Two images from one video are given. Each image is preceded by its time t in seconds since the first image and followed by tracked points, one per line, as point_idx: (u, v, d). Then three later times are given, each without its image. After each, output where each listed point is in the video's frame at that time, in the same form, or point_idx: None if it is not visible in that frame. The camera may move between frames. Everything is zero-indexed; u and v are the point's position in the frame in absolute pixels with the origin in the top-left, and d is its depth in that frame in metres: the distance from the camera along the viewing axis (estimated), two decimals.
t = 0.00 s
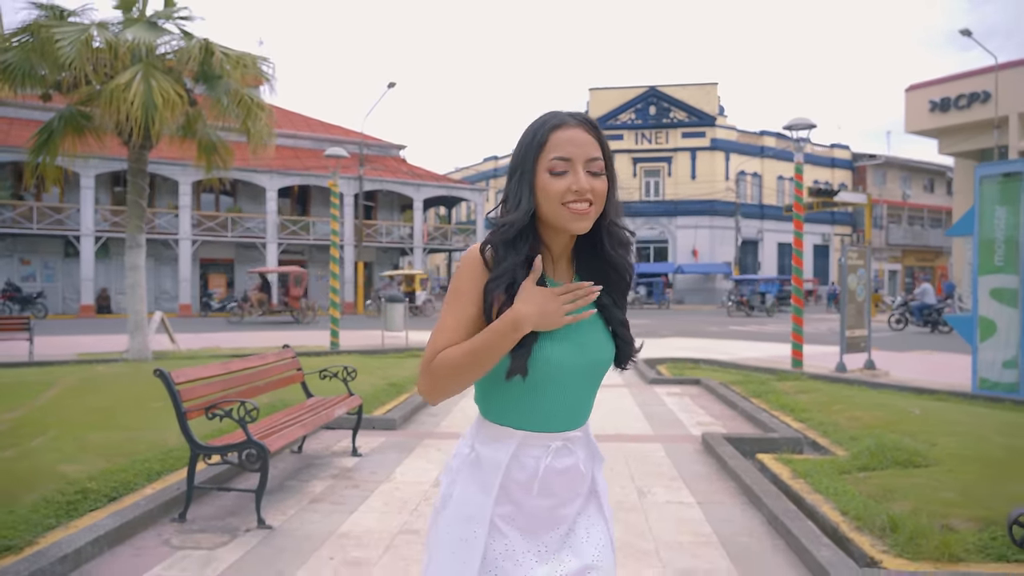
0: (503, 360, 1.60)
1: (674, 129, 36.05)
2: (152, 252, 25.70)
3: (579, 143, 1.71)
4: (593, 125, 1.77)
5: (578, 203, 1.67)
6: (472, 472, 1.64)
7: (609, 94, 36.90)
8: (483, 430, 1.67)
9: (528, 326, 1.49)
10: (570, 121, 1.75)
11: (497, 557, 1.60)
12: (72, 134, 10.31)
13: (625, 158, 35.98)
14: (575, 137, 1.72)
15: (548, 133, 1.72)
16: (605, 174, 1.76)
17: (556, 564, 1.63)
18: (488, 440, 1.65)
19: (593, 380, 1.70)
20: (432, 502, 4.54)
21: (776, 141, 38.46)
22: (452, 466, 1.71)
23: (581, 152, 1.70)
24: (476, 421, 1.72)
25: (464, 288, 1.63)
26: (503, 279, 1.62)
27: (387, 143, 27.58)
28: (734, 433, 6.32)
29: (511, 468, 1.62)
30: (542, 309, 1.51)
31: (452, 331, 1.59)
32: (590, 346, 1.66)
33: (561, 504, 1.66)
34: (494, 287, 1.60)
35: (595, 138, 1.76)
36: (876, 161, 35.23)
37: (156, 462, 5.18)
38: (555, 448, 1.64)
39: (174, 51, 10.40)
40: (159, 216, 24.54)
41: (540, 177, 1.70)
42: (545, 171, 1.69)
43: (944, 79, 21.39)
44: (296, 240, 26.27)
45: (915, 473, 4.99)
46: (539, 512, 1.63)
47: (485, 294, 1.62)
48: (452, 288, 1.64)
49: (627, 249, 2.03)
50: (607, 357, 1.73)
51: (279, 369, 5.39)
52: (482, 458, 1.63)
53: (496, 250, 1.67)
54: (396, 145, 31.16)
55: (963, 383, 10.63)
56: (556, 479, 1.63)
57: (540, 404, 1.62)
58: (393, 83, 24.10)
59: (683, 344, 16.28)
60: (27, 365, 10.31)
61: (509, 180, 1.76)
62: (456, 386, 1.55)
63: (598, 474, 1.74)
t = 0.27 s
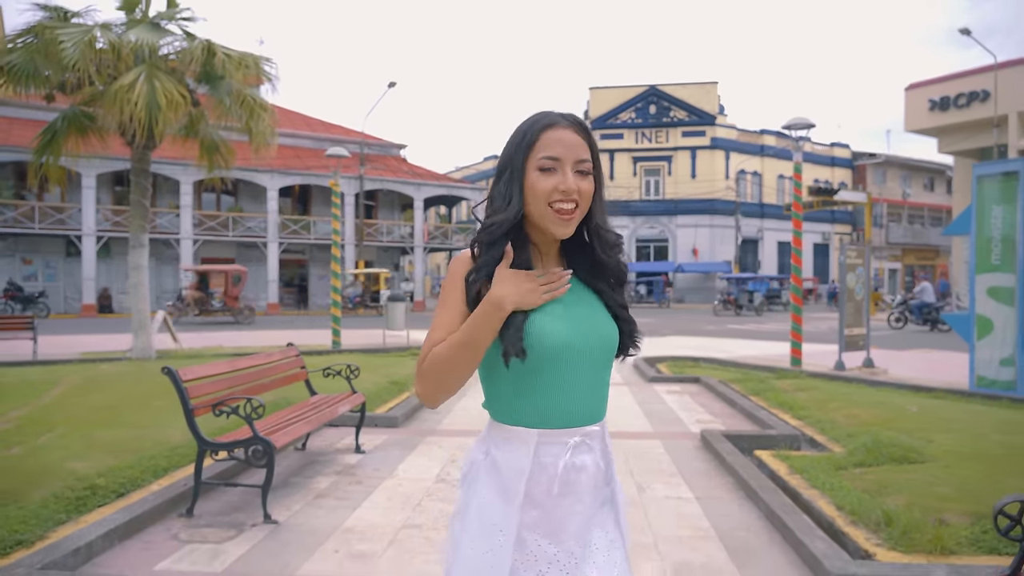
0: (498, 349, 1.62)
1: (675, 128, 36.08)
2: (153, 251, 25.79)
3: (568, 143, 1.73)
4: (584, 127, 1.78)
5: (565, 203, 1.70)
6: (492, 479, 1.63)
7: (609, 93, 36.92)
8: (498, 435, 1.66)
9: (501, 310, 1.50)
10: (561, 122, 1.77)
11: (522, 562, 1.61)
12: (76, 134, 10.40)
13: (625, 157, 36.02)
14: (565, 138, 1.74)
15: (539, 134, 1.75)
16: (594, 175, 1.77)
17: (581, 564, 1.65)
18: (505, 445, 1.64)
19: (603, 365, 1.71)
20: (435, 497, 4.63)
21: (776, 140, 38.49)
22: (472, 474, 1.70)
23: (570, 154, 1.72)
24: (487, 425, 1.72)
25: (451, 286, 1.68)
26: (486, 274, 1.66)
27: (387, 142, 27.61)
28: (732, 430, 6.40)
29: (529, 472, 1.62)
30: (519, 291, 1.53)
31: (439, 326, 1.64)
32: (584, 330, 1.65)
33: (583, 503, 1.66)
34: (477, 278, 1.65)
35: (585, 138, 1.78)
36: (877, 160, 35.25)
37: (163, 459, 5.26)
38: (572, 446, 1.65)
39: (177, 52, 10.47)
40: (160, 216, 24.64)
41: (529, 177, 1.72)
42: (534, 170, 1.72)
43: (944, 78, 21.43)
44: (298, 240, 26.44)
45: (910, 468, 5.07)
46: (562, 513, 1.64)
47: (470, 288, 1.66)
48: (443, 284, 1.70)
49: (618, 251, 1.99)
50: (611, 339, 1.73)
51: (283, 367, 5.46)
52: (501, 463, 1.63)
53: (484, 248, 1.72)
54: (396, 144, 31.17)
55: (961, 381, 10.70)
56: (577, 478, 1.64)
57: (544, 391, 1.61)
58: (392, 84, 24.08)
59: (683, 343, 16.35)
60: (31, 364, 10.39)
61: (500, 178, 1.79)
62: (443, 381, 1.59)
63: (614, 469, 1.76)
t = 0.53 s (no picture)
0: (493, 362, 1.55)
1: (675, 129, 36.16)
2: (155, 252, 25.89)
3: (574, 141, 1.65)
4: (589, 124, 1.70)
5: (577, 204, 1.62)
6: (483, 490, 1.57)
7: (610, 94, 37.00)
8: (489, 444, 1.59)
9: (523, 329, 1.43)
10: (565, 119, 1.69)
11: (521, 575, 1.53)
12: (79, 136, 10.51)
13: (625, 158, 36.10)
14: (571, 135, 1.65)
15: (544, 132, 1.66)
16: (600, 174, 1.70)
17: (583, 573, 1.55)
18: (494, 453, 1.57)
19: (598, 381, 1.65)
20: (436, 494, 4.70)
21: (775, 141, 38.56)
22: (465, 486, 1.63)
23: (577, 153, 1.64)
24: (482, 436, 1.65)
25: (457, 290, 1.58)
26: (497, 279, 1.58)
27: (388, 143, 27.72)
28: (729, 429, 6.49)
29: (524, 478, 1.54)
30: (544, 310, 1.46)
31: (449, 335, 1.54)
32: (587, 342, 1.60)
33: (581, 510, 1.58)
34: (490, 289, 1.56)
35: (590, 136, 1.70)
36: (876, 161, 35.32)
37: (169, 457, 5.34)
38: (566, 450, 1.57)
39: (181, 54, 10.55)
40: (161, 216, 24.74)
41: (537, 178, 1.64)
42: (542, 170, 1.64)
43: (943, 79, 21.53)
44: (298, 240, 26.54)
45: (904, 466, 5.15)
46: (560, 522, 1.55)
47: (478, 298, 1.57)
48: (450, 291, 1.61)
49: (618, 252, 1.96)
50: (610, 351, 1.68)
51: (286, 366, 5.55)
52: (493, 472, 1.56)
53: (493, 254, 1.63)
54: (396, 145, 31.25)
55: (958, 381, 10.77)
56: (572, 482, 1.56)
57: (540, 411, 1.55)
58: (393, 85, 24.18)
59: (682, 343, 16.44)
60: (37, 364, 10.50)
61: (504, 178, 1.70)
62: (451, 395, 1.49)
63: (613, 473, 1.66)
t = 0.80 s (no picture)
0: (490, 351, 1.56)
1: (674, 129, 36.22)
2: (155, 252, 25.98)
3: (563, 131, 1.69)
4: (580, 116, 1.74)
5: (565, 193, 1.65)
6: (487, 480, 1.58)
7: (609, 94, 37.05)
8: (493, 434, 1.60)
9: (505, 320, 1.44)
10: (555, 110, 1.72)
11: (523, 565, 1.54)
12: (81, 138, 10.60)
13: (624, 158, 36.16)
14: (560, 126, 1.69)
15: (534, 122, 1.69)
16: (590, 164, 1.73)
17: (584, 561, 1.57)
18: (498, 443, 1.58)
19: (600, 368, 1.68)
20: (436, 491, 4.78)
21: (775, 141, 38.62)
22: (466, 478, 1.64)
23: (566, 140, 1.68)
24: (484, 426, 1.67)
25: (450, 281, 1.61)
26: (492, 267, 1.61)
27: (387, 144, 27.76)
28: (726, 427, 6.57)
29: (528, 467, 1.56)
30: (531, 297, 1.49)
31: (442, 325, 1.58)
32: (583, 329, 1.63)
33: (584, 500, 1.60)
34: (481, 277, 1.59)
35: (581, 127, 1.73)
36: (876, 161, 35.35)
37: (172, 455, 5.42)
38: (569, 440, 1.59)
39: (182, 57, 10.62)
40: (162, 217, 24.83)
41: (527, 167, 1.67)
42: (531, 159, 1.67)
43: (942, 80, 21.60)
44: (299, 240, 26.65)
45: (897, 464, 5.23)
46: (562, 513, 1.57)
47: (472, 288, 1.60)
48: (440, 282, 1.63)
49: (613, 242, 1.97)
50: (607, 340, 1.70)
51: (288, 366, 5.62)
52: (497, 462, 1.57)
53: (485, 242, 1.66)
54: (396, 145, 31.29)
55: (954, 381, 10.85)
56: (575, 473, 1.58)
57: (539, 398, 1.57)
58: (393, 86, 24.22)
59: (681, 342, 16.52)
60: (41, 364, 10.56)
61: (494, 170, 1.73)
62: (446, 386, 1.53)
63: (613, 464, 1.68)
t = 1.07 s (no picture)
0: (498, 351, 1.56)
1: (674, 128, 36.25)
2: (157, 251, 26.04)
3: (564, 131, 1.69)
4: (582, 117, 1.73)
5: (564, 195, 1.66)
6: (494, 481, 1.56)
7: (610, 93, 37.04)
8: (501, 434, 1.58)
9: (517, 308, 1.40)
10: (559, 110, 1.72)
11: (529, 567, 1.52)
12: (84, 137, 10.66)
13: (624, 157, 36.19)
14: (562, 126, 1.69)
15: (537, 121, 1.69)
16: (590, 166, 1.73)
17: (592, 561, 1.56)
18: (506, 443, 1.56)
19: (607, 353, 1.67)
20: (437, 487, 4.84)
21: (775, 140, 38.64)
22: (471, 477, 1.63)
23: (567, 141, 1.67)
24: (491, 426, 1.64)
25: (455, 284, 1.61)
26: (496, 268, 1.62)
27: (388, 142, 27.83)
28: (724, 425, 6.64)
29: (536, 467, 1.54)
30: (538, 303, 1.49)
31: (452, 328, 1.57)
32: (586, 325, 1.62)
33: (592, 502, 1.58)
34: (483, 277, 1.60)
35: (582, 128, 1.73)
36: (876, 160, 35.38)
37: (177, 452, 5.47)
38: (576, 439, 1.58)
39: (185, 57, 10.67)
40: (163, 216, 24.89)
41: (527, 165, 1.67)
42: (533, 158, 1.67)
43: (942, 79, 21.65)
44: (300, 240, 26.68)
45: (893, 461, 5.29)
46: (570, 511, 1.55)
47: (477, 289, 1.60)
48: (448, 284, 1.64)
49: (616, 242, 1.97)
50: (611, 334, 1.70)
51: (291, 364, 5.68)
52: (504, 462, 1.55)
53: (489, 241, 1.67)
54: (396, 144, 31.31)
55: (952, 379, 10.91)
56: (583, 471, 1.57)
57: (547, 398, 1.56)
58: (394, 85, 24.33)
59: (680, 341, 16.58)
60: (43, 363, 10.57)
61: (496, 166, 1.74)
62: (468, 399, 1.50)
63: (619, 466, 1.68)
